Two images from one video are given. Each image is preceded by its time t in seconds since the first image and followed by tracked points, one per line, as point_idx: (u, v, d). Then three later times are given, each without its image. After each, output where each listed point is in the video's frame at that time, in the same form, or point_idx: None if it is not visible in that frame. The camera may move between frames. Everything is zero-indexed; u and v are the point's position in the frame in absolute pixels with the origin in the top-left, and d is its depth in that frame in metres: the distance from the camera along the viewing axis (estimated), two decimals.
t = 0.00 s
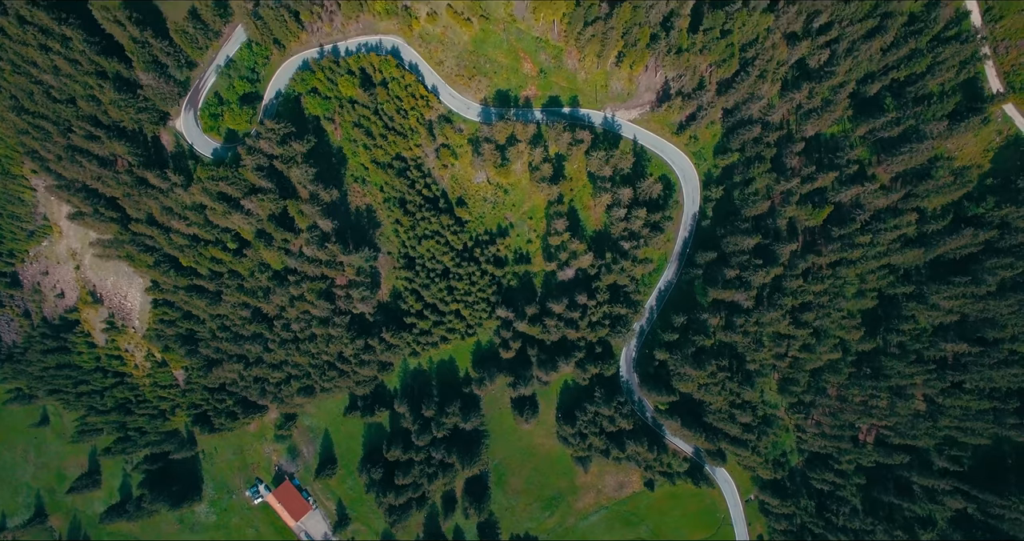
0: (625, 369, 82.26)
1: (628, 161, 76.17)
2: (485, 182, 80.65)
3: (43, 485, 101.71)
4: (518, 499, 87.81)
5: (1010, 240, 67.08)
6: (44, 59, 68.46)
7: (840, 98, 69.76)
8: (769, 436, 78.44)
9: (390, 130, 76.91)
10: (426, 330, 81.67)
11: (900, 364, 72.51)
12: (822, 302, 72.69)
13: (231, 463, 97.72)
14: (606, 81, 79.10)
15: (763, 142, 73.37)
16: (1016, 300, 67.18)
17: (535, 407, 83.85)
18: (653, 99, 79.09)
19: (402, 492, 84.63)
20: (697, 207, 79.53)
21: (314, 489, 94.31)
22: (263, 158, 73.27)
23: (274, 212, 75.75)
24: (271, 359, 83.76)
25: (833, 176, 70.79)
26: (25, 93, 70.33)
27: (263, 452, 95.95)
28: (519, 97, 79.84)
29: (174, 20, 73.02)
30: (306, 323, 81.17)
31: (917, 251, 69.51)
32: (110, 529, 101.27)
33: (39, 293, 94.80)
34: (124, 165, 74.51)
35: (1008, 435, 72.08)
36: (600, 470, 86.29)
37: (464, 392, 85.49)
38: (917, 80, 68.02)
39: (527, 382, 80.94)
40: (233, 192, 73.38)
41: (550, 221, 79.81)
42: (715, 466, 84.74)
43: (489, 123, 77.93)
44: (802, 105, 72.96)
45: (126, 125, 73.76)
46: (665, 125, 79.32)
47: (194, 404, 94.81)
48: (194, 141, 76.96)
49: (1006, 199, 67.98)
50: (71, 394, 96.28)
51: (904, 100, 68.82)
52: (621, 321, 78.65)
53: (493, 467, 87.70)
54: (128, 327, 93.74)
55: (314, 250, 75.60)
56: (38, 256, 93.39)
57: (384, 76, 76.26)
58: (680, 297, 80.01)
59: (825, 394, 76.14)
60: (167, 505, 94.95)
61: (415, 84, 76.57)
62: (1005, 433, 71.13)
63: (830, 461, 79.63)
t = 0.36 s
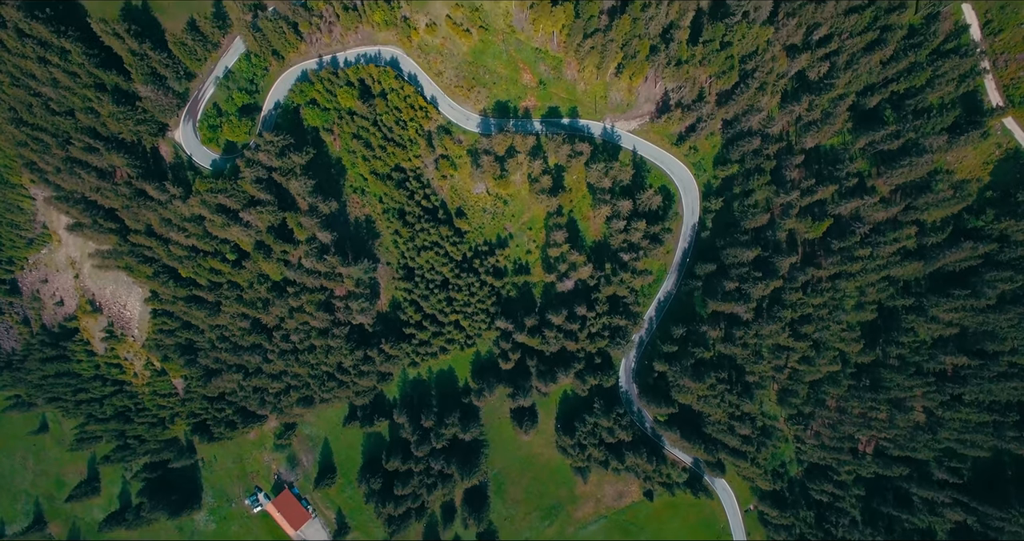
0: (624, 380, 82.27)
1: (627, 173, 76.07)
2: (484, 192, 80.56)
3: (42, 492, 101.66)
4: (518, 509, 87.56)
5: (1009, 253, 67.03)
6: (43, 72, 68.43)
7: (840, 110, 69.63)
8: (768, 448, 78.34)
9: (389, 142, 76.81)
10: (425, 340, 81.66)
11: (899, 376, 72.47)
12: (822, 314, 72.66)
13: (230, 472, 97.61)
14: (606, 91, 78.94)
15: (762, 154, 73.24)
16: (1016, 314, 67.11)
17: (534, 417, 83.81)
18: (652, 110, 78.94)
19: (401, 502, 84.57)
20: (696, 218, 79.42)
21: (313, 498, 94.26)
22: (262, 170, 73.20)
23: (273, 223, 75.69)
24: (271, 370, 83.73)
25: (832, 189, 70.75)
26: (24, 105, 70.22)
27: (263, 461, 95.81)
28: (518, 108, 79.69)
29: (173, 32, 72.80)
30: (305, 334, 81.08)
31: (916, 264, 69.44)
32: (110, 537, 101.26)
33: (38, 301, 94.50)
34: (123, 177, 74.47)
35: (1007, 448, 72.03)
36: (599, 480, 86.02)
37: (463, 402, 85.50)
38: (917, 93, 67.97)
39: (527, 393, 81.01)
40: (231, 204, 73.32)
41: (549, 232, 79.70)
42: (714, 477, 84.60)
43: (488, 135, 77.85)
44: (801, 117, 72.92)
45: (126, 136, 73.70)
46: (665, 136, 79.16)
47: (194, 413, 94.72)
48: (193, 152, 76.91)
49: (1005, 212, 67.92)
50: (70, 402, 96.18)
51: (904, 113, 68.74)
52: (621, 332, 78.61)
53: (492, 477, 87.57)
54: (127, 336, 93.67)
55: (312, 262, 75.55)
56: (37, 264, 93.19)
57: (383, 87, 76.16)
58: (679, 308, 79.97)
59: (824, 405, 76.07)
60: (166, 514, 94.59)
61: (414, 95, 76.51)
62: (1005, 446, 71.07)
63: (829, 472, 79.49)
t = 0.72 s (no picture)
0: (623, 391, 82.31)
1: (627, 185, 75.98)
2: (484, 203, 80.48)
3: (41, 500, 101.61)
4: (517, 519, 87.34)
5: (1008, 267, 66.96)
6: (42, 85, 68.34)
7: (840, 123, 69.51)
8: (767, 459, 78.22)
9: (388, 153, 76.77)
10: (424, 351, 81.67)
11: (899, 388, 72.43)
12: (821, 327, 72.65)
13: (229, 480, 97.51)
14: (605, 102, 78.80)
15: (762, 166, 73.08)
16: (1015, 327, 67.07)
17: (533, 428, 83.79)
18: (652, 121, 78.82)
19: (400, 512, 84.53)
20: (695, 229, 79.38)
21: (313, 507, 94.17)
22: (261, 182, 73.16)
23: (272, 235, 75.61)
24: (270, 380, 83.71)
25: (832, 202, 70.74)
26: (23, 117, 70.16)
27: (262, 469, 95.67)
28: (518, 119, 79.58)
29: (172, 44, 72.71)
30: (304, 345, 81.00)
31: (915, 276, 69.40)
32: None
33: (37, 308, 94.21)
34: (122, 189, 74.45)
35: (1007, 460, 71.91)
36: (599, 491, 85.88)
37: (462, 413, 85.50)
38: (917, 106, 67.88)
39: (526, 404, 81.04)
40: (230, 216, 73.30)
41: (549, 243, 79.62)
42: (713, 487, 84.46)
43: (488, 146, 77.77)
44: (801, 129, 72.86)
45: (125, 149, 73.69)
46: (664, 147, 79.04)
47: (193, 421, 94.59)
48: (193, 163, 76.87)
49: (1005, 225, 67.87)
50: (70, 410, 96.08)
51: (903, 126, 68.68)
52: (620, 343, 78.58)
53: (491, 487, 87.46)
54: (126, 345, 93.55)
55: (312, 274, 75.55)
56: (36, 271, 92.95)
57: (383, 98, 76.16)
58: (679, 319, 79.97)
59: (824, 417, 76.00)
60: (165, 524, 94.67)
61: (413, 106, 76.44)
62: (1004, 458, 70.96)
63: (828, 483, 79.37)
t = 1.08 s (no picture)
0: (623, 402, 82.33)
1: (626, 197, 75.94)
2: (483, 214, 80.39)
3: (40, 507, 101.55)
4: (516, 529, 87.19)
5: (1007, 280, 66.91)
6: (41, 97, 68.33)
7: (839, 135, 69.44)
8: (767, 470, 78.05)
9: (387, 164, 76.75)
10: (423, 362, 81.65)
11: (898, 401, 72.39)
12: (820, 339, 72.65)
13: (229, 489, 97.44)
14: (604, 113, 78.68)
15: (761, 178, 73.01)
16: (1014, 340, 67.11)
17: (532, 438, 83.76)
18: (651, 132, 78.71)
19: (399, 523, 84.49)
20: (695, 240, 79.35)
21: (312, 515, 94.12)
22: (260, 195, 73.12)
23: (271, 247, 75.52)
24: (269, 391, 83.72)
25: (831, 215, 70.71)
26: (22, 130, 70.09)
27: (261, 478, 95.62)
28: (517, 130, 79.50)
29: (171, 56, 72.71)
30: (303, 356, 80.96)
31: (914, 289, 69.37)
32: None
33: (35, 316, 93.85)
34: (121, 201, 74.43)
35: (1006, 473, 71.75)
36: (598, 501, 85.75)
37: (461, 423, 85.53)
38: (916, 118, 67.77)
39: (525, 415, 81.06)
40: (230, 228, 73.38)
41: (548, 254, 79.56)
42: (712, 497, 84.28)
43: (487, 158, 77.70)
44: (800, 141, 72.76)
45: (124, 161, 73.71)
46: (664, 158, 78.92)
47: (191, 430, 94.45)
48: (192, 175, 76.82)
49: (1005, 239, 67.80)
50: (68, 418, 95.83)
51: (903, 139, 68.64)
52: (619, 355, 78.55)
53: (490, 497, 87.22)
54: (125, 354, 93.40)
55: (311, 286, 75.55)
56: (35, 279, 92.69)
57: (381, 110, 76.21)
58: (678, 330, 79.96)
59: (823, 429, 75.91)
60: (164, 532, 93.96)
61: (412, 118, 76.39)
62: (1004, 471, 70.80)
63: (827, 494, 79.11)
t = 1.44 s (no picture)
0: (622, 412, 82.32)
1: (625, 209, 75.85)
2: (482, 225, 80.31)
3: (39, 515, 101.46)
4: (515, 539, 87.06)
5: (1007, 293, 66.82)
6: (39, 110, 68.16)
7: (838, 148, 69.39)
8: (766, 483, 77.78)
9: (386, 176, 76.67)
10: (422, 373, 81.59)
11: (897, 414, 72.28)
12: (819, 352, 72.57)
13: (228, 497, 97.32)
14: (604, 124, 78.55)
15: (760, 190, 72.95)
16: (1014, 354, 67.04)
17: (531, 449, 83.69)
18: (650, 143, 78.56)
19: (398, 534, 84.41)
20: (694, 251, 79.27)
21: (311, 524, 94.01)
22: (258, 208, 73.06)
23: (269, 259, 75.43)
24: (268, 401, 83.65)
25: (830, 228, 70.65)
26: (20, 143, 69.96)
27: (260, 487, 95.56)
28: (516, 141, 79.36)
29: (169, 69, 72.62)
30: (302, 368, 81.00)
31: (914, 302, 69.30)
32: None
33: (35, 324, 93.46)
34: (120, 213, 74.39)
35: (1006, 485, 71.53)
36: (597, 512, 85.50)
37: (460, 434, 85.47)
38: (915, 131, 67.71)
39: (524, 426, 81.02)
40: (228, 241, 73.38)
41: (547, 265, 79.52)
42: (711, 508, 83.83)
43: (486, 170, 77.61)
44: (800, 154, 72.71)
45: (122, 173, 73.65)
46: (663, 169, 78.80)
47: (190, 440, 94.24)
48: (190, 187, 76.75)
49: (1004, 252, 67.76)
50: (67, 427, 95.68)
51: (903, 151, 68.63)
52: (618, 366, 78.47)
53: (489, 507, 87.08)
54: (124, 363, 93.15)
55: (309, 299, 75.45)
56: (34, 287, 92.23)
57: (380, 121, 76.16)
58: (677, 341, 79.93)
59: (822, 441, 75.77)
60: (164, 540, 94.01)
61: (411, 129, 76.30)
62: (1004, 484, 70.53)
63: (826, 505, 78.56)
